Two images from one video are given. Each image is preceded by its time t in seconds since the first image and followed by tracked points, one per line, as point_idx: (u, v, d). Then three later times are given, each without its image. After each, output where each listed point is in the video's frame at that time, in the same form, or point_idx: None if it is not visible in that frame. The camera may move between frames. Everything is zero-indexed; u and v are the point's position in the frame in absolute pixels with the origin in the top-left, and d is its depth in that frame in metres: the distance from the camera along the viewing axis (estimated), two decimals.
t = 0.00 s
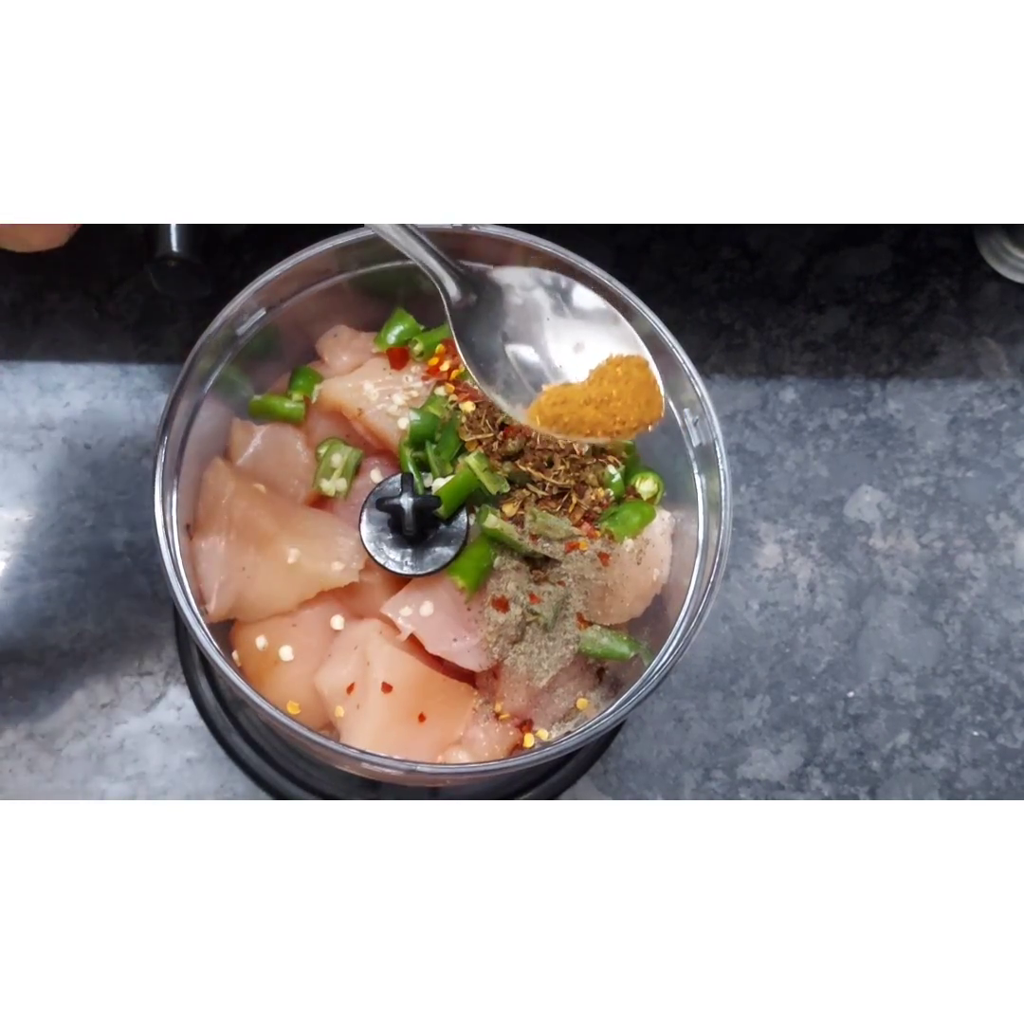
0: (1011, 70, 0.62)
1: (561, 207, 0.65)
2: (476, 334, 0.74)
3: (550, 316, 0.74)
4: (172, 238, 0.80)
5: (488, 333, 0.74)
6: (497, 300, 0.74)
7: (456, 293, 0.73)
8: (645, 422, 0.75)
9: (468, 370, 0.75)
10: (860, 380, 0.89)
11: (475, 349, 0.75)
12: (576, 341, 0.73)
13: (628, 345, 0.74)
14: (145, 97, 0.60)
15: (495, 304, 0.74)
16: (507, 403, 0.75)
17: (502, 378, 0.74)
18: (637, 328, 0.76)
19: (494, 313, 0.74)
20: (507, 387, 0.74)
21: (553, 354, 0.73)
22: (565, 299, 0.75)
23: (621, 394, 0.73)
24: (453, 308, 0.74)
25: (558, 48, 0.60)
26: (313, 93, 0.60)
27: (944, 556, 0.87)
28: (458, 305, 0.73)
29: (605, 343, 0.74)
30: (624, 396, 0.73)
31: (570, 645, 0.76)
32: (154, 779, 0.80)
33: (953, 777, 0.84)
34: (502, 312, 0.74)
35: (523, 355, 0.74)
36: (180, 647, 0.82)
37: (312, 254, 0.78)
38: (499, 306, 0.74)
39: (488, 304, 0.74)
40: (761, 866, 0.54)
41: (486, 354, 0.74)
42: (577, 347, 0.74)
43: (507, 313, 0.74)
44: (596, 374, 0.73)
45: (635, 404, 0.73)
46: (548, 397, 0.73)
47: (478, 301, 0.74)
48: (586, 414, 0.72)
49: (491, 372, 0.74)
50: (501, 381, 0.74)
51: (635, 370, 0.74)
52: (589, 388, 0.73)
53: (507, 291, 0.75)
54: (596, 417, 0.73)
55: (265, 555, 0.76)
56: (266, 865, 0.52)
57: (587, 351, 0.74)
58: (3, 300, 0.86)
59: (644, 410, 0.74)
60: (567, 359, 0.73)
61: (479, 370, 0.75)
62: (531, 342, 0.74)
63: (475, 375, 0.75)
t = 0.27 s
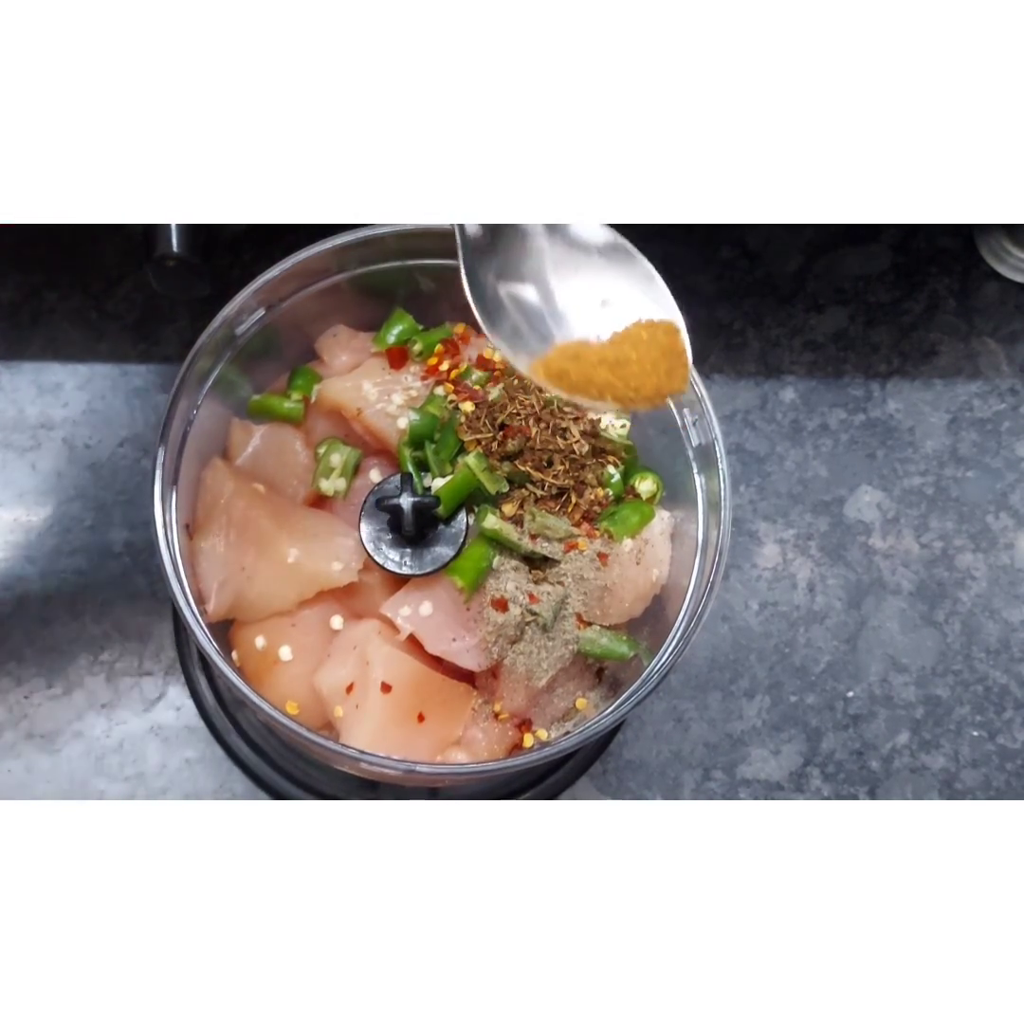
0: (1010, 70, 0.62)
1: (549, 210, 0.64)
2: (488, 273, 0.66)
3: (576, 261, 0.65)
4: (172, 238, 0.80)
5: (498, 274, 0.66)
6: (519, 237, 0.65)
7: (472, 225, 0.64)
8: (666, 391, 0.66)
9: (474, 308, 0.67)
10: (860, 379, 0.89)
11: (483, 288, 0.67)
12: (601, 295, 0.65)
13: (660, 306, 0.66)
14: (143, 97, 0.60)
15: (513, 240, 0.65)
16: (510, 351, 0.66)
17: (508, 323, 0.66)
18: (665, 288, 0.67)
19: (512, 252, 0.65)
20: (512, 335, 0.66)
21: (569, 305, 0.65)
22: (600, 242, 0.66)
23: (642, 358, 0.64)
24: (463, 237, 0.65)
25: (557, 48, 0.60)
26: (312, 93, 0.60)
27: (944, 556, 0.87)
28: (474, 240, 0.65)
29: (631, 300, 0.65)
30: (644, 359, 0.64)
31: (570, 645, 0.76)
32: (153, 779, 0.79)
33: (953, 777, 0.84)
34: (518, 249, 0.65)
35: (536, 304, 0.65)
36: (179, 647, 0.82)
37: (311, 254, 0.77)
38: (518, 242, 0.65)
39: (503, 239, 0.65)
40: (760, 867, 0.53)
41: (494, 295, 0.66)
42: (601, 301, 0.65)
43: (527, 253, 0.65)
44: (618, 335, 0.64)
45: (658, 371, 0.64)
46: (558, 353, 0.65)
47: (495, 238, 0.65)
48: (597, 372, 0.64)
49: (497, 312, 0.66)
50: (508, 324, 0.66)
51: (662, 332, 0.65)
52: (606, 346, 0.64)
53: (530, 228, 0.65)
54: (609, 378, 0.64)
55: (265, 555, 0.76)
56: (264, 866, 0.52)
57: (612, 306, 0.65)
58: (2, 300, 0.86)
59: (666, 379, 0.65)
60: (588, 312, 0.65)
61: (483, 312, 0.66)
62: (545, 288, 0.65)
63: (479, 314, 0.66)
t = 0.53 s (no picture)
0: (1011, 71, 0.62)
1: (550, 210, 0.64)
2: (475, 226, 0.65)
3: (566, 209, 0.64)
4: (172, 239, 0.81)
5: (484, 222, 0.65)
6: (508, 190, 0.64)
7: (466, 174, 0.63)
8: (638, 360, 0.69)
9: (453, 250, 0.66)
10: (860, 380, 0.89)
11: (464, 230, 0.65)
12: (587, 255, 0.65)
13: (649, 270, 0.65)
14: (144, 98, 0.60)
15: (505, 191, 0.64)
16: (485, 295, 0.66)
17: (487, 269, 0.65)
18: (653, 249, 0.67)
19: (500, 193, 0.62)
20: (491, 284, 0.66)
21: (553, 259, 0.65)
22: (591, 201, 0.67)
23: (619, 323, 0.67)
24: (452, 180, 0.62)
25: (559, 49, 0.60)
26: (313, 95, 0.60)
27: (944, 556, 0.87)
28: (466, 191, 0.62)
29: (617, 260, 0.66)
30: (617, 322, 0.66)
31: (570, 646, 0.76)
32: (154, 780, 0.79)
33: (953, 777, 0.84)
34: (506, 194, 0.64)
35: (520, 256, 0.65)
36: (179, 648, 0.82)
37: (312, 255, 0.77)
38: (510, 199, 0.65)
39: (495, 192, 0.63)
40: (762, 867, 0.53)
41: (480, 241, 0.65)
42: (586, 260, 0.65)
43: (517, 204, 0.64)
44: (598, 295, 0.65)
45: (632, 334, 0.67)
46: (534, 305, 0.66)
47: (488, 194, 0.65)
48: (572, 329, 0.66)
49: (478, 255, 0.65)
50: (487, 270, 0.65)
51: (642, 298, 0.66)
52: (584, 305, 0.66)
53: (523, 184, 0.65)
54: (582, 336, 0.67)
55: (265, 555, 0.76)
56: (266, 867, 0.52)
57: (598, 267, 0.65)
58: (2, 301, 0.86)
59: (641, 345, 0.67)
60: (573, 268, 0.65)
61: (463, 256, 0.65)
62: (532, 239, 0.64)
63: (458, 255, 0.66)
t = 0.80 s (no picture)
0: (1009, 70, 0.62)
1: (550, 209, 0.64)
2: (463, 399, 0.76)
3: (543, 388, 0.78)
4: (172, 239, 0.81)
5: (474, 400, 0.77)
6: (491, 364, 0.77)
7: (453, 356, 0.75)
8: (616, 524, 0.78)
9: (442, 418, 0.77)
10: (860, 380, 0.89)
11: (454, 406, 0.77)
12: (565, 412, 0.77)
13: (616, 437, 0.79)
14: (144, 97, 0.60)
15: (488, 368, 0.77)
16: (473, 459, 0.77)
17: (476, 438, 0.76)
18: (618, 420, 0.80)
19: (486, 378, 0.77)
20: (478, 447, 0.76)
21: (534, 427, 0.76)
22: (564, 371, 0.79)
23: (592, 488, 0.76)
24: (443, 367, 0.75)
25: (556, 46, 0.60)
26: (313, 94, 0.60)
27: (944, 556, 0.87)
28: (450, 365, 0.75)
29: (588, 428, 0.78)
30: (592, 501, 0.76)
31: (570, 645, 0.76)
32: (153, 780, 0.79)
33: (953, 777, 0.84)
34: (492, 378, 0.77)
35: (507, 427, 0.76)
36: (179, 648, 0.82)
37: (312, 254, 0.77)
38: (493, 375, 0.77)
39: (479, 366, 0.77)
40: (761, 866, 0.53)
41: (470, 413, 0.77)
42: (563, 419, 0.77)
43: (499, 377, 0.77)
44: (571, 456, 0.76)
45: (602, 499, 0.77)
46: (515, 472, 0.76)
47: (472, 365, 0.76)
48: (551, 495, 0.75)
49: (468, 432, 0.76)
50: (474, 444, 0.76)
51: (611, 465, 0.78)
52: (559, 469, 0.76)
53: (503, 356, 0.78)
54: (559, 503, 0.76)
55: (265, 555, 0.76)
56: (265, 866, 0.52)
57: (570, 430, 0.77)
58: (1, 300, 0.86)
59: (612, 506, 0.77)
60: (550, 429, 0.77)
61: (453, 430, 0.76)
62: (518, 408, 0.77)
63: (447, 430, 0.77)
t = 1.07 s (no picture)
0: (1012, 67, 0.62)
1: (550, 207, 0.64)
2: (450, 424, 0.75)
3: (531, 416, 0.76)
4: (172, 238, 0.81)
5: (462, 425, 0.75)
6: (477, 390, 0.76)
7: (440, 378, 0.73)
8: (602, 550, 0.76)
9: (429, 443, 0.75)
10: (860, 380, 0.89)
11: (442, 430, 0.76)
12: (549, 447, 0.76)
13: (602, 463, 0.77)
14: (142, 98, 0.59)
15: (474, 394, 0.76)
16: (458, 486, 0.76)
17: (462, 464, 0.76)
18: (607, 446, 0.78)
19: (473, 405, 0.76)
20: (464, 474, 0.76)
21: (522, 454, 0.75)
22: (552, 395, 0.78)
23: (580, 513, 0.74)
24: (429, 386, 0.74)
25: (559, 47, 0.60)
26: (310, 95, 0.60)
27: (944, 556, 0.87)
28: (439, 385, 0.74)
29: (575, 453, 0.77)
30: (578, 526, 0.74)
31: (570, 646, 0.76)
32: (152, 779, 0.79)
33: (953, 777, 0.84)
34: (479, 404, 0.76)
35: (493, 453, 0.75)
36: (179, 648, 0.82)
37: (312, 253, 0.77)
38: (480, 401, 0.76)
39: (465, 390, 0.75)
40: (760, 865, 0.53)
41: (456, 438, 0.76)
42: (549, 452, 0.76)
43: (484, 403, 0.76)
44: (558, 482, 0.75)
45: (591, 525, 0.74)
46: (501, 495, 0.74)
47: (458, 385, 0.75)
48: (537, 519, 0.74)
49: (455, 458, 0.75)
50: (460, 467, 0.76)
51: (600, 488, 0.76)
52: (547, 493, 0.74)
53: (491, 381, 0.76)
54: (546, 527, 0.74)
55: (265, 555, 0.76)
56: (264, 864, 0.52)
57: (558, 458, 0.76)
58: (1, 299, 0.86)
59: (599, 534, 0.75)
60: (536, 460, 0.76)
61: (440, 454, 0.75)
62: (505, 437, 0.76)
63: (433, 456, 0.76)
